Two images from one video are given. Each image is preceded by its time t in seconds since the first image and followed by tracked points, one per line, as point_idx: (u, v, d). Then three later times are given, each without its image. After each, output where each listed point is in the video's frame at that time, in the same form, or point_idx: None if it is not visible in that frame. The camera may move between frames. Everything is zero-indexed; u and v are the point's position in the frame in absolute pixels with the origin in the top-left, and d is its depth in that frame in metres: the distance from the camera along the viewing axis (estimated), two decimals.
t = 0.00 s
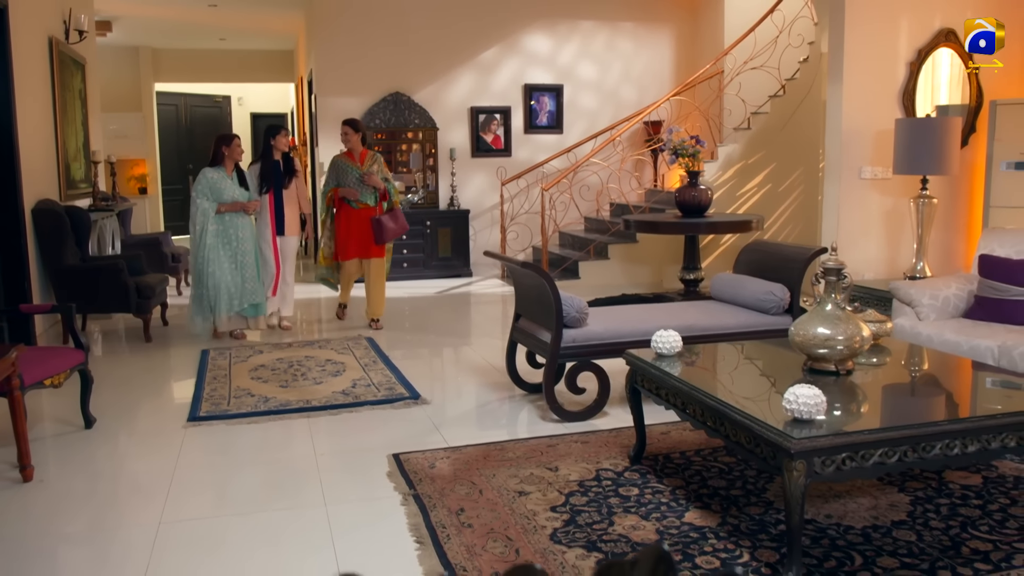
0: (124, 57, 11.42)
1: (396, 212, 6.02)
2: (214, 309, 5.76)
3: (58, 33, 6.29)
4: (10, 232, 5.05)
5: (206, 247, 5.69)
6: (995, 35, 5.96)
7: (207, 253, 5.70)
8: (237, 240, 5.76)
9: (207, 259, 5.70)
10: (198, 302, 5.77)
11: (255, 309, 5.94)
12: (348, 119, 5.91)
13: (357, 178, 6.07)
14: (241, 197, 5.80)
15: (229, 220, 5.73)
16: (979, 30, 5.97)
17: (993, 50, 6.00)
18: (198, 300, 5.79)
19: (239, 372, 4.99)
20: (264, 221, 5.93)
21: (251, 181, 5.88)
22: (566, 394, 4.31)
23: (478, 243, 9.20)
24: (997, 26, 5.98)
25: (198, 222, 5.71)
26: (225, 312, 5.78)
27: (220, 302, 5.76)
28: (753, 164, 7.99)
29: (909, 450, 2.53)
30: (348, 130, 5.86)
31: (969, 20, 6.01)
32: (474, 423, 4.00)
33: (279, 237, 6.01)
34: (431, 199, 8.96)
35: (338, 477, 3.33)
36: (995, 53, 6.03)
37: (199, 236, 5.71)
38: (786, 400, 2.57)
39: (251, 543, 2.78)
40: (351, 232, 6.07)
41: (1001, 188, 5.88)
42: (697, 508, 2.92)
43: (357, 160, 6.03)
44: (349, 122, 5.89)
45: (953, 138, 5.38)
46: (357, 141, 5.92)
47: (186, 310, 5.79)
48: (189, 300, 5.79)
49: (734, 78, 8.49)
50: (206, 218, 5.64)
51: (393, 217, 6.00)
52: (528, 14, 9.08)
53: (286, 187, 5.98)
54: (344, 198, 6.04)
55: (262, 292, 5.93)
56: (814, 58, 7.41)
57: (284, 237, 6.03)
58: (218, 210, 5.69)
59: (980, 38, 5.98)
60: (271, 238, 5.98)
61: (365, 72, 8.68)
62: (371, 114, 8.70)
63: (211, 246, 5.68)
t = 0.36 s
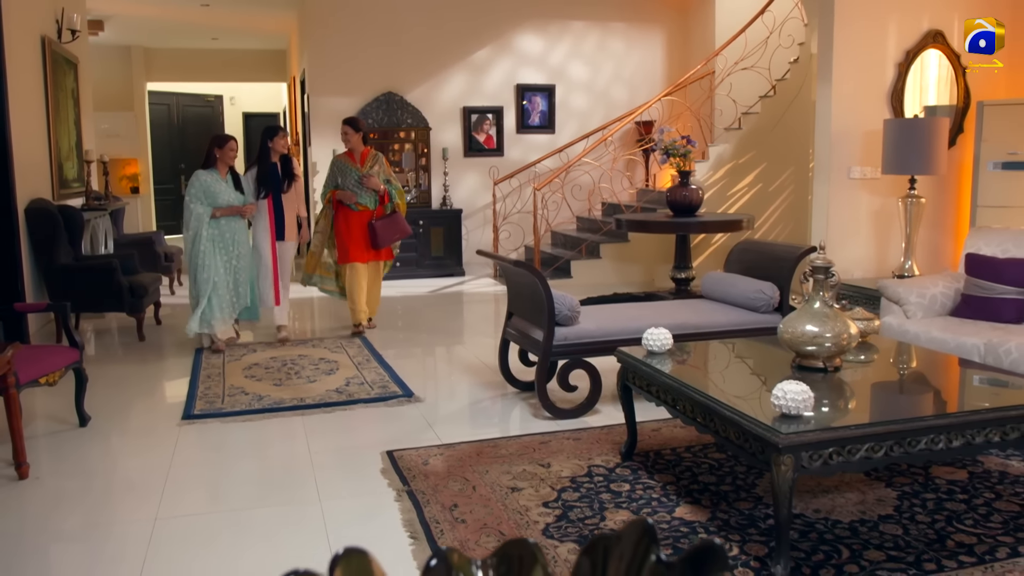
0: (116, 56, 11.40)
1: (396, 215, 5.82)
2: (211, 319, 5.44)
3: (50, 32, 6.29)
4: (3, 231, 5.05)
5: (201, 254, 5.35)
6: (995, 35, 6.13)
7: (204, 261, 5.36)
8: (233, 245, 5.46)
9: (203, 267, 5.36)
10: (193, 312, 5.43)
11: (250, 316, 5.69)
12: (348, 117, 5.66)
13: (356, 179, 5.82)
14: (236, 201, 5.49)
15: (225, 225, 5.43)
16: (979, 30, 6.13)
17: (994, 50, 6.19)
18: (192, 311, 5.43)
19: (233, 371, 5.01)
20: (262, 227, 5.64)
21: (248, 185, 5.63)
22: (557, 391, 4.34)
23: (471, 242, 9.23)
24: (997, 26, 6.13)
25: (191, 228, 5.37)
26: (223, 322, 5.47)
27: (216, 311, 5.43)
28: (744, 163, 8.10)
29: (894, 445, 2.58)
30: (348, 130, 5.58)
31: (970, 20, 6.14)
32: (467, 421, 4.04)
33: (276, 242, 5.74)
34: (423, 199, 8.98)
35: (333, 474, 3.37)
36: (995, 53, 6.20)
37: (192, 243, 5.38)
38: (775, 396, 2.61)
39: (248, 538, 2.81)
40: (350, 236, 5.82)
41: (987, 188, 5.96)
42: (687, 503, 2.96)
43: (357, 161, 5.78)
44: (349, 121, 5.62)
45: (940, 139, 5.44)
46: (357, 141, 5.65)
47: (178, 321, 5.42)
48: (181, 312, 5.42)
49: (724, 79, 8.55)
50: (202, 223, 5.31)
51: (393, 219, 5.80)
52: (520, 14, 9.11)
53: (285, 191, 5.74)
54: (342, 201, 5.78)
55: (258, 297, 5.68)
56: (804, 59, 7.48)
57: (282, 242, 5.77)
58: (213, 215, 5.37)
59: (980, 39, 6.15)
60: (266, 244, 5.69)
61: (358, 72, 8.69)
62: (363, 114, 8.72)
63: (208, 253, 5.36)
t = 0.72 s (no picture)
0: (103, 55, 11.37)
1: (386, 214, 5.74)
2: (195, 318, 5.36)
3: (38, 31, 6.28)
4: None
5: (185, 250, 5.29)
6: (995, 35, 6.24)
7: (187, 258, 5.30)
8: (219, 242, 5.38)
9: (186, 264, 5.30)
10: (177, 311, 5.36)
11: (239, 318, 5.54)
12: (336, 114, 5.59)
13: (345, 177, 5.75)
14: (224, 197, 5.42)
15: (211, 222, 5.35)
16: (979, 30, 6.26)
17: (993, 50, 6.29)
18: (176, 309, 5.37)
19: (223, 370, 5.02)
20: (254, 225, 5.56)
21: (243, 181, 5.53)
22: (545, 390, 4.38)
23: (459, 241, 9.25)
24: (997, 26, 6.24)
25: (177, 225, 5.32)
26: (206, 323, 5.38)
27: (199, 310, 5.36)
28: (730, 164, 8.15)
29: (876, 439, 2.63)
30: (337, 127, 5.53)
31: (970, 20, 6.27)
32: (456, 419, 4.07)
33: (271, 240, 5.62)
34: (412, 198, 9.00)
35: (323, 471, 3.39)
36: (994, 53, 6.31)
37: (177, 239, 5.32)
38: (759, 392, 2.66)
39: (240, 535, 2.84)
40: (339, 236, 5.77)
41: (970, 188, 6.04)
42: (674, 498, 3.01)
43: (346, 158, 5.71)
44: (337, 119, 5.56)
45: (923, 139, 5.51)
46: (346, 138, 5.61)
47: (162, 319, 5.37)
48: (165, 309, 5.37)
49: (711, 79, 8.61)
50: (186, 219, 5.25)
51: (383, 219, 5.73)
52: (508, 15, 9.14)
53: (281, 188, 5.62)
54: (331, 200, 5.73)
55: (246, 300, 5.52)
56: (790, 61, 7.55)
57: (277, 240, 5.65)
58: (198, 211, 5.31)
59: (980, 39, 6.28)
60: (260, 241, 5.62)
61: (346, 71, 8.71)
62: (352, 114, 8.72)
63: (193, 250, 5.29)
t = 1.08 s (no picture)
0: (86, 54, 11.31)
1: (375, 215, 5.52)
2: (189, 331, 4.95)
3: (21, 30, 6.25)
4: None
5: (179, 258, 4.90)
6: (995, 35, 6.31)
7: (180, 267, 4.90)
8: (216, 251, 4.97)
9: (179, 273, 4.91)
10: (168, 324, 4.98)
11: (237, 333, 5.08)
12: (326, 114, 5.42)
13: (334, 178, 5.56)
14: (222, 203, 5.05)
15: (206, 227, 4.94)
16: (978, 30, 6.35)
17: (993, 50, 6.35)
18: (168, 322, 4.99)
19: (208, 369, 5.03)
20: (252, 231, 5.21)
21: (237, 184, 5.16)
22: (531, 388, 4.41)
23: (445, 241, 9.27)
24: (997, 27, 6.31)
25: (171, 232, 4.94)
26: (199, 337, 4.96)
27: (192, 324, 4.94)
28: (714, 163, 8.16)
29: (855, 435, 2.68)
30: (327, 126, 5.32)
31: (970, 20, 6.38)
32: (442, 417, 4.09)
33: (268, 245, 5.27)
34: (397, 198, 9.01)
35: (310, 469, 3.42)
36: (994, 53, 6.37)
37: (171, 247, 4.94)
38: (740, 388, 2.70)
39: (228, 533, 2.86)
40: (328, 239, 5.56)
41: (949, 188, 6.12)
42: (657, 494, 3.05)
43: (335, 160, 5.52)
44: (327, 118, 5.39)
45: (903, 140, 5.59)
46: (335, 139, 5.43)
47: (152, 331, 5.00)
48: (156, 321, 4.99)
49: (695, 79, 8.68)
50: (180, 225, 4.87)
51: (372, 220, 5.50)
52: (493, 15, 9.17)
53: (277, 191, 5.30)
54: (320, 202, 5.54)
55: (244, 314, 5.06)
56: (773, 62, 7.63)
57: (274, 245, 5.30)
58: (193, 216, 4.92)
59: (980, 39, 6.36)
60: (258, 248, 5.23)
61: (332, 71, 8.71)
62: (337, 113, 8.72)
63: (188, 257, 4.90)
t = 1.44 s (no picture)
0: (68, 54, 11.25)
1: (374, 217, 5.13)
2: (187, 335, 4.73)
3: (3, 30, 6.22)
4: None
5: (177, 259, 4.67)
6: (995, 35, 6.24)
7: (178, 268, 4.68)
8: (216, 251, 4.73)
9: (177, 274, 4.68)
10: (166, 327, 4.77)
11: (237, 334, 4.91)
12: (320, 110, 5.03)
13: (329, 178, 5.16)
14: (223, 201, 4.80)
15: (205, 227, 4.71)
16: (978, 30, 6.29)
17: (994, 50, 6.25)
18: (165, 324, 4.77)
19: (192, 370, 5.04)
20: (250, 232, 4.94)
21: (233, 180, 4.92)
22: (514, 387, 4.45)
23: (429, 242, 9.29)
24: (997, 27, 6.27)
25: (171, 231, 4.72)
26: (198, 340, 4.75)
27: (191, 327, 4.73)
28: (699, 163, 8.17)
29: (832, 431, 2.74)
30: (323, 124, 4.94)
31: (970, 20, 6.33)
32: (426, 417, 4.12)
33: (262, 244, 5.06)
34: (382, 199, 9.02)
35: (295, 469, 3.43)
36: (995, 53, 6.26)
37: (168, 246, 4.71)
38: (720, 385, 2.75)
39: (213, 533, 2.87)
40: (324, 243, 5.16)
41: (927, 188, 6.21)
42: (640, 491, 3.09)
43: (329, 159, 5.12)
44: (322, 115, 4.98)
45: (882, 142, 5.66)
46: (330, 137, 5.02)
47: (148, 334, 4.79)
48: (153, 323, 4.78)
49: (678, 81, 8.75)
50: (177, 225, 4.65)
51: (372, 222, 5.11)
52: (477, 17, 9.19)
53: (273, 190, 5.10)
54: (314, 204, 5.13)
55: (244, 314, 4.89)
56: (754, 64, 7.72)
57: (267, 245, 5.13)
58: (192, 215, 4.69)
59: (980, 39, 6.28)
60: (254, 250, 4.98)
61: (316, 72, 8.71)
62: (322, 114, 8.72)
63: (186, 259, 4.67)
